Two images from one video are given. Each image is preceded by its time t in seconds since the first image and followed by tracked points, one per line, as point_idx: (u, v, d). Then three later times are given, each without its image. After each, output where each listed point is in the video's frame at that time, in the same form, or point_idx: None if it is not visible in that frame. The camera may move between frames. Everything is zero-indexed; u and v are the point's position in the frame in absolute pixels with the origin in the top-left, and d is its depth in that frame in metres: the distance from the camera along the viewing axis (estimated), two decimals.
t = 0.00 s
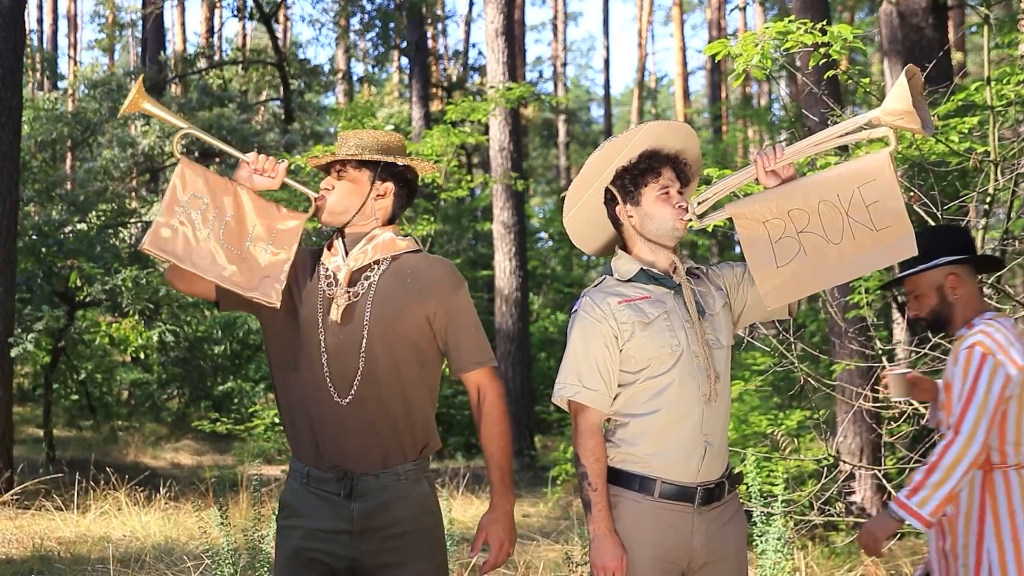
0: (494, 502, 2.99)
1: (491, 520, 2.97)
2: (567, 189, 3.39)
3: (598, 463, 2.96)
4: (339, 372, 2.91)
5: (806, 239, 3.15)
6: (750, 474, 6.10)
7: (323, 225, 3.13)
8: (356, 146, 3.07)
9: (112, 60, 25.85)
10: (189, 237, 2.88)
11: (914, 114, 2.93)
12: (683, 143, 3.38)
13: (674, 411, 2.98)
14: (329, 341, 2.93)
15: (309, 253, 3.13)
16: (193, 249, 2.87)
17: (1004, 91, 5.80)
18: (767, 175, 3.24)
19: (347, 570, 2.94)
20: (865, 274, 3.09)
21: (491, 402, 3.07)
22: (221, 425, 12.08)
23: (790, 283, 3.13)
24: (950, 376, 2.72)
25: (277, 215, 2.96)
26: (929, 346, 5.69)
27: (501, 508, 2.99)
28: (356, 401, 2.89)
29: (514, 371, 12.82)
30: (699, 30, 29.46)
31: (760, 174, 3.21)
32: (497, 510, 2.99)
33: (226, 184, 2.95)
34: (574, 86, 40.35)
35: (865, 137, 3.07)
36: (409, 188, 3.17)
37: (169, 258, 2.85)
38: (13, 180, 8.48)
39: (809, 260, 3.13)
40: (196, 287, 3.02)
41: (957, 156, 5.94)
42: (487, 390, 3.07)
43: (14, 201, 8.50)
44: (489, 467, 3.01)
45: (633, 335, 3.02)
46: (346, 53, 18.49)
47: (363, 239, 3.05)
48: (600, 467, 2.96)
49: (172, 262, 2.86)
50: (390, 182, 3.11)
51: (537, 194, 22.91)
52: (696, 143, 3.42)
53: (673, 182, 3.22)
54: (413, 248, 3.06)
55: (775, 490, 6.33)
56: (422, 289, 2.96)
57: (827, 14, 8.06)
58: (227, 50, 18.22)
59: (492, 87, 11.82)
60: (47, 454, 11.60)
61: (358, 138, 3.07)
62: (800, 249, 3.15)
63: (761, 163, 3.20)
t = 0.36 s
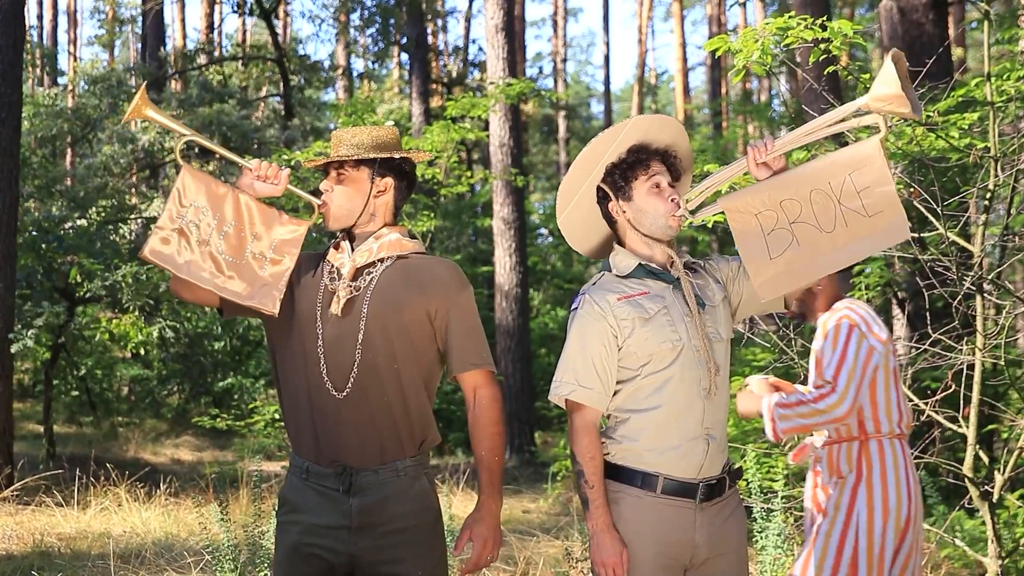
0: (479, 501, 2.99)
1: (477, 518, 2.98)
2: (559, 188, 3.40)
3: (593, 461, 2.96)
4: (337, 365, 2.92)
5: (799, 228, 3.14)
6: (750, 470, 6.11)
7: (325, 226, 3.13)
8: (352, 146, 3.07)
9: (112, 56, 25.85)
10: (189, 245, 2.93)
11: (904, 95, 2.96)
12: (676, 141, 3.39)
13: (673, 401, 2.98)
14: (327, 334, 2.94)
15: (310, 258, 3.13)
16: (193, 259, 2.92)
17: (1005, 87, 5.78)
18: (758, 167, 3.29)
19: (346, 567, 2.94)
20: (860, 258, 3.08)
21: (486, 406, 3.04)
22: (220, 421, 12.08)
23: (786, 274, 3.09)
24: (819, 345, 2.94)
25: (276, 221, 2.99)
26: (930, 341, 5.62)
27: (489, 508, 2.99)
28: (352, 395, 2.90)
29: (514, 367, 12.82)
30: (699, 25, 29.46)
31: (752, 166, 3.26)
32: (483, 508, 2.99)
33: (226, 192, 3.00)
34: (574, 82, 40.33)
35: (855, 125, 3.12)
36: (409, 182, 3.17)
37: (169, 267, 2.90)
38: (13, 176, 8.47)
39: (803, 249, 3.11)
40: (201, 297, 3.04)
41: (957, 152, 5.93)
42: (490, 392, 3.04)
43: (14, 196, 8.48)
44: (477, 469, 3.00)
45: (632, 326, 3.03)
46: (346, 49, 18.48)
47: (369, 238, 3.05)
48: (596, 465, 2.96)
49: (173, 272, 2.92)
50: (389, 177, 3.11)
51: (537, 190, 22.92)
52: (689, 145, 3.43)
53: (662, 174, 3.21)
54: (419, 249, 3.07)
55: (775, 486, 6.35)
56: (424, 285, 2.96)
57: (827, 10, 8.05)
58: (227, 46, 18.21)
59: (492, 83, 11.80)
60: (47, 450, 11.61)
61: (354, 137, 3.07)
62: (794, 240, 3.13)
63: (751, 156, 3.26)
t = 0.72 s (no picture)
0: (478, 507, 2.98)
1: (474, 525, 2.98)
2: (561, 182, 3.40)
3: (582, 462, 2.97)
4: (341, 364, 2.91)
5: (794, 231, 3.15)
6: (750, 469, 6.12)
7: (334, 219, 3.14)
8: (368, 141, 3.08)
9: (111, 54, 25.82)
10: (201, 220, 2.85)
11: (906, 104, 2.95)
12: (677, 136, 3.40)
13: (673, 401, 2.98)
14: (333, 332, 2.93)
15: (314, 253, 3.13)
16: (202, 234, 2.84)
17: (1004, 86, 5.78)
18: (758, 167, 3.27)
19: (355, 565, 2.94)
20: (854, 263, 3.09)
21: (485, 403, 3.06)
22: (221, 419, 12.08)
23: (782, 275, 3.10)
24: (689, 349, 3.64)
25: (288, 205, 2.94)
26: (929, 339, 5.60)
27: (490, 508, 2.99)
28: (355, 395, 2.90)
29: (514, 365, 12.84)
30: (698, 23, 29.45)
31: (753, 165, 3.24)
32: (485, 510, 2.98)
33: (240, 172, 2.93)
34: (574, 81, 40.32)
35: (857, 131, 3.07)
36: (420, 184, 3.18)
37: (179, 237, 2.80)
38: (13, 175, 8.46)
39: (799, 251, 3.13)
40: (206, 276, 2.97)
41: (957, 150, 5.94)
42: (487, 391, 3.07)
43: (14, 195, 8.46)
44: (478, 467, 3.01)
45: (631, 327, 3.03)
46: (346, 48, 18.48)
47: (373, 235, 3.05)
48: (584, 464, 2.97)
49: (182, 245, 2.82)
50: (402, 178, 3.12)
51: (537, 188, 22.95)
52: (689, 141, 3.43)
53: (662, 171, 3.21)
54: (420, 246, 3.06)
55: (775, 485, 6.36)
56: (427, 285, 2.97)
57: (827, 9, 8.05)
58: (227, 44, 18.20)
59: (493, 81, 11.79)
60: (47, 449, 11.60)
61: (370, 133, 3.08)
62: (790, 241, 3.14)
63: (750, 155, 3.24)
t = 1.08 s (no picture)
0: (478, 497, 2.97)
1: (472, 513, 2.96)
2: (562, 179, 3.42)
3: (589, 455, 2.96)
4: (343, 364, 2.91)
5: (795, 229, 3.16)
6: (750, 467, 6.13)
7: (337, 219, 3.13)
8: (372, 140, 3.08)
9: (112, 53, 25.82)
10: (200, 224, 2.86)
11: (905, 101, 2.95)
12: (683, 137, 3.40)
13: (675, 400, 2.99)
14: (334, 333, 2.93)
15: (318, 250, 3.13)
16: (201, 238, 2.84)
17: (1005, 84, 5.78)
18: (760, 165, 3.25)
19: (349, 563, 2.94)
20: (858, 261, 3.09)
21: (485, 401, 3.05)
22: (221, 418, 12.07)
23: (786, 273, 3.13)
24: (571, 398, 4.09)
25: (290, 206, 2.92)
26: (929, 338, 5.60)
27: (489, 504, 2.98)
28: (355, 394, 2.90)
29: (514, 363, 12.84)
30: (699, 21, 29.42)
31: (754, 165, 3.23)
32: (480, 504, 2.97)
33: (240, 174, 2.91)
34: (574, 79, 40.29)
35: (857, 125, 3.07)
36: (423, 185, 3.18)
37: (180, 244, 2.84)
38: (13, 173, 8.45)
39: (801, 250, 3.14)
40: (207, 278, 2.96)
41: (957, 149, 5.94)
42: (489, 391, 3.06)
43: (14, 194, 8.45)
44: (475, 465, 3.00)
45: (633, 324, 3.03)
46: (346, 46, 18.46)
47: (375, 237, 3.05)
48: (592, 457, 2.96)
49: (183, 250, 2.85)
50: (405, 179, 3.11)
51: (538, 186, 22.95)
52: (697, 141, 3.43)
53: (666, 172, 3.21)
54: (424, 247, 3.06)
55: (776, 483, 6.38)
56: (429, 288, 2.97)
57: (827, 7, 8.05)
58: (227, 43, 18.20)
59: (493, 80, 11.77)
60: (47, 447, 11.60)
61: (374, 133, 3.08)
62: (792, 239, 3.15)
63: (753, 154, 3.22)
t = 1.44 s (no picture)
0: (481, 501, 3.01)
1: (465, 516, 2.96)
2: (560, 180, 3.42)
3: (593, 446, 2.97)
4: (342, 359, 2.91)
5: (792, 227, 3.16)
6: (750, 466, 6.13)
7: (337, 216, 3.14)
8: (376, 139, 3.08)
9: (112, 52, 25.79)
10: (203, 209, 2.81)
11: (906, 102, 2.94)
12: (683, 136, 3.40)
13: (676, 396, 2.99)
14: (331, 328, 2.93)
15: (319, 246, 3.14)
16: (205, 222, 2.80)
17: (1005, 83, 5.78)
18: (760, 164, 3.26)
19: (349, 562, 2.94)
20: (859, 260, 3.08)
21: (486, 404, 3.05)
22: (221, 416, 12.05)
23: (785, 272, 3.13)
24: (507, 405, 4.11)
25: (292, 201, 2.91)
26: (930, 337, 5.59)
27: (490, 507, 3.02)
28: (354, 389, 2.89)
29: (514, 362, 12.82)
30: (698, 20, 29.37)
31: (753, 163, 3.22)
32: (476, 507, 2.99)
33: (246, 165, 2.91)
34: (574, 78, 40.30)
35: (857, 125, 3.07)
36: (426, 183, 3.18)
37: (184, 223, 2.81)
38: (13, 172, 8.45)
39: (798, 250, 3.13)
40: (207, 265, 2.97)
41: (957, 148, 5.94)
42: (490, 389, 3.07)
43: (14, 192, 8.45)
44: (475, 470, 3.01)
45: (634, 321, 3.03)
46: (346, 45, 18.45)
47: (374, 233, 3.06)
48: (595, 447, 2.96)
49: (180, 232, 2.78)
50: (406, 177, 3.12)
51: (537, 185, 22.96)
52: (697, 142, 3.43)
53: (664, 170, 3.21)
54: (422, 245, 3.08)
55: (776, 482, 6.38)
56: (426, 282, 2.97)
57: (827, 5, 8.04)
58: (227, 41, 18.20)
59: (493, 79, 11.76)
60: (47, 446, 11.61)
61: (379, 131, 3.08)
62: (791, 238, 3.15)
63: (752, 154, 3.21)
